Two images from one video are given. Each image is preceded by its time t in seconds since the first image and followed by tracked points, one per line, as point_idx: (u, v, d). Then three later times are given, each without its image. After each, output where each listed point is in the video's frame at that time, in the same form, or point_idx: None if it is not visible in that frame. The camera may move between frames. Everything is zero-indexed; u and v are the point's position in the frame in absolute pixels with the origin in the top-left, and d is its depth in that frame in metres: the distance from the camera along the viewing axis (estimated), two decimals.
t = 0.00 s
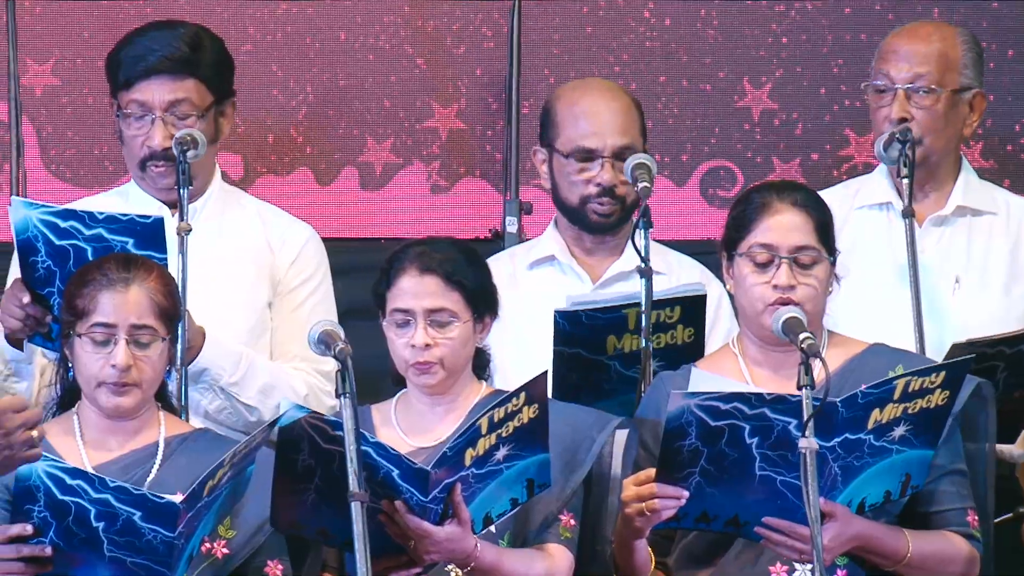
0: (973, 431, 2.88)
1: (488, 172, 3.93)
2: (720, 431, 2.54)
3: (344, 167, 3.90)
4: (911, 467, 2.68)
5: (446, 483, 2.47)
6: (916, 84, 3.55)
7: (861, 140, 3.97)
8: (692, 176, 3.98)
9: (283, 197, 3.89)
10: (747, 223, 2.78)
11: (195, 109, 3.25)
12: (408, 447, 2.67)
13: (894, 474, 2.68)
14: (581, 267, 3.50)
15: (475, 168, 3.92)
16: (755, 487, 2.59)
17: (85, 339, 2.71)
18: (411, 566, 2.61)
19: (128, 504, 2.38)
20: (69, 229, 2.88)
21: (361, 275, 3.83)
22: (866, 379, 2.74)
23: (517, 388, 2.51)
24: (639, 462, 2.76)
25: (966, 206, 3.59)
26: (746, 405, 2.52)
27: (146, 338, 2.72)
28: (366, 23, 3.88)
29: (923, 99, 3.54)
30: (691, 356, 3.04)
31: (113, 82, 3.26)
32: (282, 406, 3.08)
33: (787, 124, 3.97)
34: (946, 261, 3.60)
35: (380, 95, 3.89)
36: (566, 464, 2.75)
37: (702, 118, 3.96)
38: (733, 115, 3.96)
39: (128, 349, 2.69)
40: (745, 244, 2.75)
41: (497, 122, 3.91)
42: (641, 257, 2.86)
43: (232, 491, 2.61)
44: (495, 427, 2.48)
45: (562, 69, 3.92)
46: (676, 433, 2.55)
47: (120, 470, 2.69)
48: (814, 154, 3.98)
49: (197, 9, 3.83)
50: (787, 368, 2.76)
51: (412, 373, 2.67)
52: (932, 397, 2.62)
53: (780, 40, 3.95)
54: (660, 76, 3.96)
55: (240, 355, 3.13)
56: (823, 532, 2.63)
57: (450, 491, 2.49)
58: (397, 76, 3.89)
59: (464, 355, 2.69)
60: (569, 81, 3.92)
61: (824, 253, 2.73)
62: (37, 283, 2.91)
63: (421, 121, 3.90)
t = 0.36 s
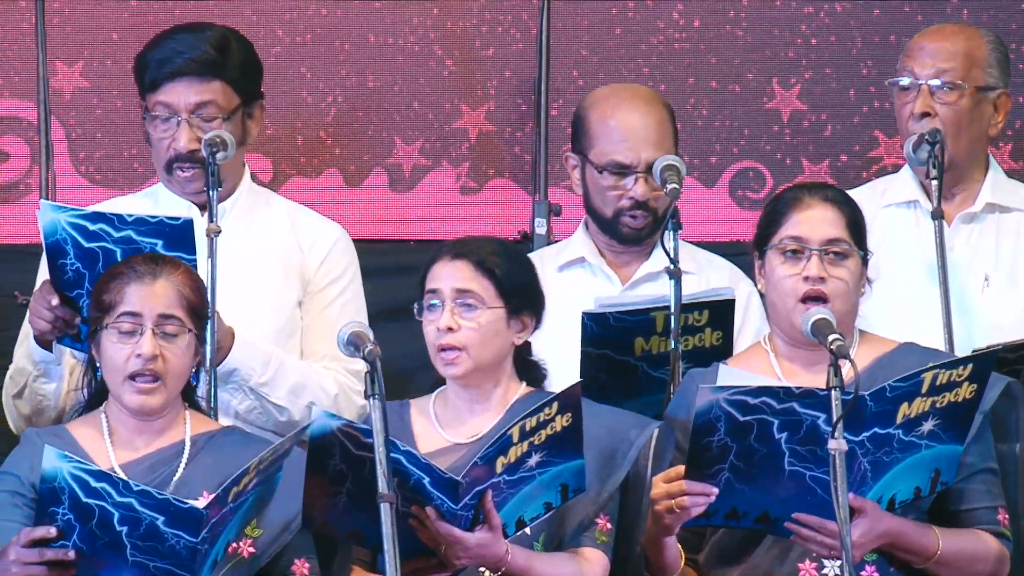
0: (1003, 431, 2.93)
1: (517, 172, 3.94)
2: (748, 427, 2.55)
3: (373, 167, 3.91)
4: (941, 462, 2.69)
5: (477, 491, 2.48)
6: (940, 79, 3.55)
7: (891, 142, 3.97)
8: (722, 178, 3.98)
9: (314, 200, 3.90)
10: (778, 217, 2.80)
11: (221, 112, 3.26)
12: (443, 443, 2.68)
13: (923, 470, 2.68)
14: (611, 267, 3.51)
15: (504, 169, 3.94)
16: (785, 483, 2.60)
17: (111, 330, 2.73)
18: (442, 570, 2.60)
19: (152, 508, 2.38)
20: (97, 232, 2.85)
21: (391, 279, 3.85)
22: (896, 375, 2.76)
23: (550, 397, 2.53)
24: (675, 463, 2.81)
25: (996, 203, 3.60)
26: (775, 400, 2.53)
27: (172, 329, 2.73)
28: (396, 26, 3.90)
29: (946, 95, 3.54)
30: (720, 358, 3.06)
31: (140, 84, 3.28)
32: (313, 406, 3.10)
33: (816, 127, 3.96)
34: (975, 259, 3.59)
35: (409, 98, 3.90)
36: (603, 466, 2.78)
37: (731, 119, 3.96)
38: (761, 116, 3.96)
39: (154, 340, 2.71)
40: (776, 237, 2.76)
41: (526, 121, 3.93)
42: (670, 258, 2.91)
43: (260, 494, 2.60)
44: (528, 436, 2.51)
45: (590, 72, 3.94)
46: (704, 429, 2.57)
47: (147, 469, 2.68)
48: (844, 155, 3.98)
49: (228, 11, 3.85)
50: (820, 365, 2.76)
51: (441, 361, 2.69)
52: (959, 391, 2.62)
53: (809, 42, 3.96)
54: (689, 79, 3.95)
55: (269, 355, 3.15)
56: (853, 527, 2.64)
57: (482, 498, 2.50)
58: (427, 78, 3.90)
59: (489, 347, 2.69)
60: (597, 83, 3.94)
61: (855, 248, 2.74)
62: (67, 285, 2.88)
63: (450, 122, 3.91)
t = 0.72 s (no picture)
0: None
1: (543, 176, 3.95)
2: (778, 430, 2.55)
3: (402, 170, 3.92)
4: (969, 468, 2.68)
5: (503, 499, 2.48)
6: (969, 96, 3.54)
7: (918, 147, 3.97)
8: (750, 182, 3.98)
9: (341, 205, 3.92)
10: (810, 224, 2.81)
11: (250, 114, 3.28)
12: (479, 447, 2.71)
13: (952, 476, 2.68)
14: (635, 271, 3.52)
15: (531, 174, 3.95)
16: (813, 487, 2.60)
17: (135, 333, 2.70)
18: None
19: (179, 510, 2.31)
20: (123, 234, 2.83)
21: (420, 281, 3.90)
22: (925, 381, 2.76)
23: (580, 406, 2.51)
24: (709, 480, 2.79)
25: None
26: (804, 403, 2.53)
27: (196, 334, 2.69)
28: (423, 30, 3.91)
29: (974, 112, 3.53)
30: (747, 360, 3.09)
31: (168, 89, 3.30)
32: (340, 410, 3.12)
33: (843, 130, 3.97)
34: (1003, 266, 3.59)
35: (436, 102, 3.91)
36: (637, 480, 2.76)
37: (759, 123, 3.97)
38: (788, 120, 3.96)
39: (176, 344, 2.67)
40: (808, 244, 2.77)
41: (553, 126, 3.94)
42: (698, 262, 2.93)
43: (292, 501, 2.49)
44: (557, 445, 2.49)
45: (617, 76, 3.95)
46: (733, 432, 2.56)
47: (168, 473, 2.65)
48: (871, 159, 3.98)
49: (254, 14, 3.87)
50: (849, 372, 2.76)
51: (479, 365, 2.71)
52: (990, 398, 2.62)
53: (836, 46, 3.96)
54: (716, 82, 3.96)
55: (295, 359, 3.16)
56: (881, 532, 2.64)
57: (508, 507, 2.50)
58: (454, 82, 3.91)
59: (533, 354, 2.71)
60: (625, 87, 3.95)
61: (886, 257, 2.74)
62: (93, 288, 2.86)
63: (478, 126, 3.93)
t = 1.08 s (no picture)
0: None
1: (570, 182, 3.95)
2: (803, 429, 2.54)
3: (428, 172, 3.93)
4: (994, 468, 2.68)
5: (531, 491, 2.47)
6: (995, 90, 3.55)
7: (947, 147, 3.96)
8: (776, 182, 3.99)
9: (367, 204, 3.92)
10: (835, 227, 2.81)
11: (270, 114, 3.28)
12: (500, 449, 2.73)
13: (976, 477, 2.68)
14: (658, 274, 3.52)
15: (558, 175, 3.95)
16: (839, 487, 2.59)
17: (158, 332, 2.68)
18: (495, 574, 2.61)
19: (208, 513, 2.29)
20: (148, 232, 2.82)
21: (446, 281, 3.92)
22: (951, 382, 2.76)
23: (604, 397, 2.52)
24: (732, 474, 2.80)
25: None
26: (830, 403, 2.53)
27: (220, 332, 2.68)
28: (451, 30, 3.92)
29: (1002, 106, 3.54)
30: (773, 364, 3.10)
31: (190, 90, 3.32)
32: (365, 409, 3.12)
33: (870, 131, 3.97)
34: None
35: (462, 103, 3.93)
36: (660, 477, 2.77)
37: (785, 124, 3.97)
38: (814, 121, 3.97)
39: (201, 342, 2.65)
40: (832, 247, 2.77)
41: (580, 128, 3.94)
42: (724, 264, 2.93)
43: (315, 503, 2.50)
44: (581, 435, 2.49)
45: (644, 76, 3.95)
46: (759, 431, 2.56)
47: (194, 474, 2.62)
48: (897, 160, 3.98)
49: (280, 16, 3.89)
50: (874, 371, 2.77)
51: (508, 377, 2.72)
52: (1014, 397, 2.62)
53: (862, 47, 3.97)
54: (743, 83, 3.96)
55: (321, 358, 3.18)
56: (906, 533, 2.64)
57: (535, 498, 2.49)
58: (480, 83, 3.92)
59: (563, 364, 2.73)
60: (651, 87, 3.96)
61: (911, 259, 2.74)
62: (118, 288, 2.84)
63: (504, 127, 3.94)
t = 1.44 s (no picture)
0: None
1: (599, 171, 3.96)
2: (834, 429, 2.54)
3: (457, 170, 3.94)
4: None
5: (557, 490, 2.46)
6: (1015, 80, 3.54)
7: (974, 145, 3.96)
8: (805, 180, 3.98)
9: (397, 203, 3.94)
10: (863, 225, 2.80)
11: (301, 113, 3.30)
12: (524, 449, 2.73)
13: (1005, 476, 2.66)
14: (686, 271, 3.52)
15: (587, 172, 3.96)
16: (868, 486, 2.58)
17: (189, 329, 2.69)
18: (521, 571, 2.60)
19: (247, 509, 2.33)
20: (180, 230, 2.82)
21: (475, 280, 3.93)
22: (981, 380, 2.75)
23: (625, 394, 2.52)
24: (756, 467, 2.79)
25: None
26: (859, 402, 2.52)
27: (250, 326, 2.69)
28: (480, 27, 3.92)
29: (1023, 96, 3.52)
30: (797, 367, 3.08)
31: (220, 90, 3.33)
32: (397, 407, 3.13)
33: (899, 128, 3.96)
34: None
35: (491, 101, 3.93)
36: (683, 472, 2.77)
37: (814, 121, 3.96)
38: (845, 118, 3.96)
39: (232, 337, 2.66)
40: (860, 245, 2.77)
41: (608, 125, 3.94)
42: (752, 261, 2.94)
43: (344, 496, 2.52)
44: (605, 433, 2.48)
45: (673, 74, 3.95)
46: (790, 431, 2.55)
47: (226, 472, 2.64)
48: (927, 157, 3.97)
49: (309, 14, 3.89)
50: (900, 369, 2.76)
51: (529, 376, 2.72)
52: None
53: (892, 44, 3.95)
54: (772, 80, 3.95)
55: (352, 355, 3.18)
56: (936, 533, 2.63)
57: (561, 498, 2.47)
58: (509, 81, 3.93)
59: (583, 359, 2.73)
60: (680, 85, 3.95)
61: (938, 258, 2.74)
62: (150, 286, 2.83)
63: (533, 125, 3.94)
